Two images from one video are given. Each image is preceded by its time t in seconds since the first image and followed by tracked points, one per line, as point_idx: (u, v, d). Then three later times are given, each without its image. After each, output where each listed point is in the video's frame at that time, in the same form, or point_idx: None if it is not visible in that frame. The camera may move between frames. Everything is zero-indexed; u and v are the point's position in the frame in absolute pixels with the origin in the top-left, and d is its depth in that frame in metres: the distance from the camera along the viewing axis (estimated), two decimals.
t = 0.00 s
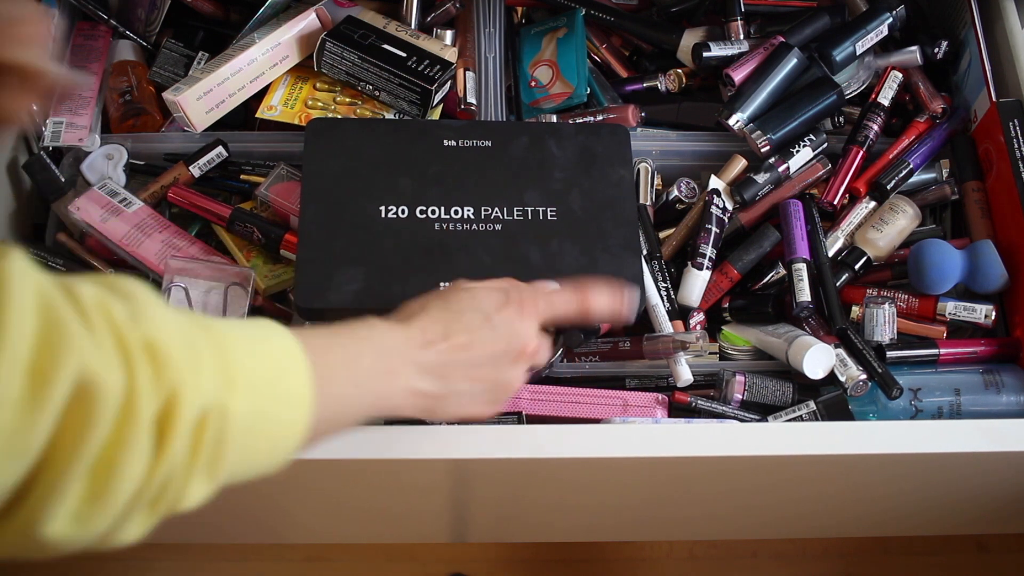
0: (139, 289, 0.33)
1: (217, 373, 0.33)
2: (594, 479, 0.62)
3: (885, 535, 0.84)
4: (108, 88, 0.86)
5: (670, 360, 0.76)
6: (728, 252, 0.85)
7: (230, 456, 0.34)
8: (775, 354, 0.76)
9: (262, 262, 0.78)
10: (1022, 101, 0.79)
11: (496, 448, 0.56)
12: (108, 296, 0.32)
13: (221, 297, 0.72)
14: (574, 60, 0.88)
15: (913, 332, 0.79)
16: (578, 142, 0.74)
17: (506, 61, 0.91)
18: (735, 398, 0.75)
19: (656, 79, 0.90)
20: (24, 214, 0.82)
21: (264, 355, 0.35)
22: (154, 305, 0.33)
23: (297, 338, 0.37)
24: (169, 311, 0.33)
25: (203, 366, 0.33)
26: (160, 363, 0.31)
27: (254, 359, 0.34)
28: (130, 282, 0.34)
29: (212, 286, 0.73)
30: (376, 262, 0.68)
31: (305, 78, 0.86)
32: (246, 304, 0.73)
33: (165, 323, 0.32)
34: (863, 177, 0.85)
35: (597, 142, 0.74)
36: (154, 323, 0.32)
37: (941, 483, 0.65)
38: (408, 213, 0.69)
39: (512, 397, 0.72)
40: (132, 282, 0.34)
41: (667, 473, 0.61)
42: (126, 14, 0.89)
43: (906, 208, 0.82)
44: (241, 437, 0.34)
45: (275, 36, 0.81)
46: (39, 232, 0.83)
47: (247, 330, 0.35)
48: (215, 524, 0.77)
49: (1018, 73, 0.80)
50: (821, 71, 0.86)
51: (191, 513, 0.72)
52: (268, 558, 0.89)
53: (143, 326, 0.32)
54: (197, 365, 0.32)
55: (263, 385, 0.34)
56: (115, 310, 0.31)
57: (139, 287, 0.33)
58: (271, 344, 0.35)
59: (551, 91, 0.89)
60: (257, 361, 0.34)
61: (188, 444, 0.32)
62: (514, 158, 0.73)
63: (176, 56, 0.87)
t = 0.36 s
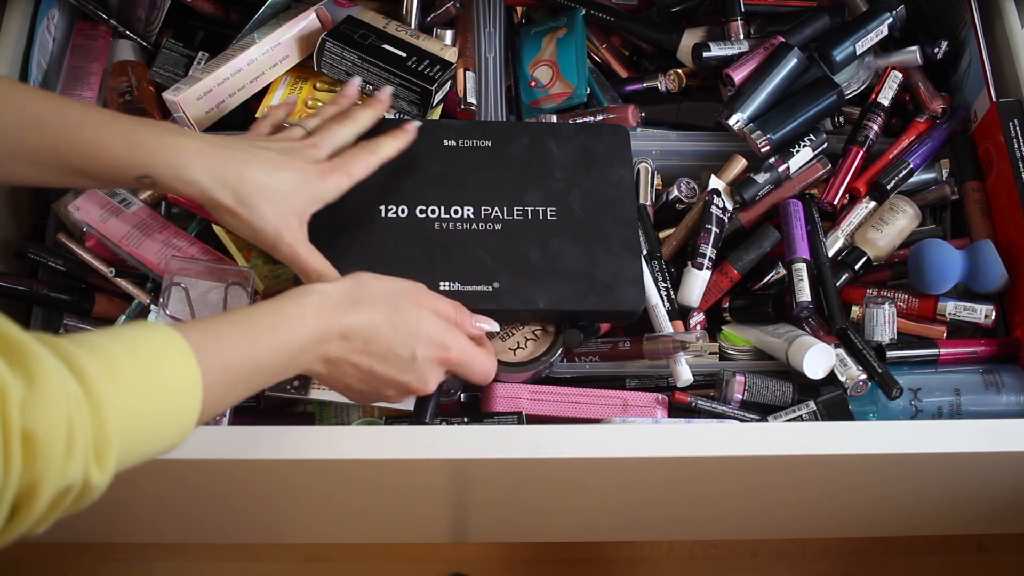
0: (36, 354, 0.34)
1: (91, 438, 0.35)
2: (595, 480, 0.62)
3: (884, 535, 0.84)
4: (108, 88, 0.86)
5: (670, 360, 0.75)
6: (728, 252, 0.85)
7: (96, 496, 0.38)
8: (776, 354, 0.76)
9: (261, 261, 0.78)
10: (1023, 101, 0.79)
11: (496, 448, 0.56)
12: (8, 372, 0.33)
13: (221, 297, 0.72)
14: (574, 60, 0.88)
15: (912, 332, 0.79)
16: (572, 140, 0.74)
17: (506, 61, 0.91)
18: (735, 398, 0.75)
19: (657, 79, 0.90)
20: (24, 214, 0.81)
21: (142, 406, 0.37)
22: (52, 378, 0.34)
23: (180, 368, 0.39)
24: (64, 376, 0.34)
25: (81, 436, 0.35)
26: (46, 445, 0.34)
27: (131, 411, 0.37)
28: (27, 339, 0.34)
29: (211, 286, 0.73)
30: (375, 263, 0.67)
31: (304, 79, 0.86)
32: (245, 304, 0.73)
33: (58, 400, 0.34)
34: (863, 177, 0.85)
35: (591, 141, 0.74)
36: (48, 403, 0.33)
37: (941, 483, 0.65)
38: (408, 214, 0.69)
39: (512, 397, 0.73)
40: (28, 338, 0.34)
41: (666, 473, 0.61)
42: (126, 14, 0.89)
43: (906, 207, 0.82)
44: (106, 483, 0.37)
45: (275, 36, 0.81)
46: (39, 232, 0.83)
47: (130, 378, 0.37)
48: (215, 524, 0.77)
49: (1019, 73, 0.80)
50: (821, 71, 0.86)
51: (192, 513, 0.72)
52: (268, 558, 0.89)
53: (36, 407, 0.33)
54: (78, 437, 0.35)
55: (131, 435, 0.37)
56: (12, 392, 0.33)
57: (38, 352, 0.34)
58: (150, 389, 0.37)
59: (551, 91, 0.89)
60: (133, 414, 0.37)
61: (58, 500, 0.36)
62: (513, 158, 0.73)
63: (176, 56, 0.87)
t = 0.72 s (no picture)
0: (26, 410, 0.36)
1: (62, 490, 0.38)
2: (594, 480, 0.62)
3: (884, 535, 0.84)
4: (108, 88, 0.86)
5: (669, 360, 0.75)
6: (728, 252, 0.85)
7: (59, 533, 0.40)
8: (775, 354, 0.76)
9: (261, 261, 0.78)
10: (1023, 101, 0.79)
11: (496, 447, 0.56)
12: None
13: (221, 297, 0.72)
14: (574, 60, 0.88)
15: (912, 332, 0.79)
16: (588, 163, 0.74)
17: (507, 61, 0.92)
18: (735, 398, 0.75)
19: (656, 79, 0.90)
20: (24, 214, 0.81)
21: (114, 458, 0.40)
22: (37, 435, 0.36)
23: (159, 420, 0.41)
24: (48, 432, 0.37)
25: (51, 490, 0.37)
26: (17, 497, 0.36)
27: (104, 462, 0.39)
28: (20, 392, 0.36)
29: (211, 286, 0.73)
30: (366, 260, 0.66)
31: (304, 79, 0.86)
32: (245, 304, 0.72)
33: (38, 456, 0.36)
34: (863, 177, 0.85)
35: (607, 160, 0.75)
36: (28, 459, 0.36)
37: (941, 483, 0.65)
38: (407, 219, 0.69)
39: (512, 397, 0.73)
40: (21, 392, 0.36)
41: (666, 473, 0.61)
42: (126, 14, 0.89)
43: (906, 207, 0.82)
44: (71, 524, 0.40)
45: (275, 36, 0.81)
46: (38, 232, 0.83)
47: (109, 431, 0.39)
48: (215, 524, 0.77)
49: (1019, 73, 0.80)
50: (821, 72, 0.86)
51: (192, 512, 0.72)
52: (267, 557, 0.89)
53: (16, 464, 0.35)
54: (50, 490, 0.37)
55: (99, 482, 0.40)
56: None
57: (28, 408, 0.36)
58: (126, 443, 0.40)
59: (552, 91, 0.89)
60: (105, 465, 0.39)
61: (22, 538, 0.38)
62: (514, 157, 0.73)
63: (176, 56, 0.87)
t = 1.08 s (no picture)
0: (33, 407, 0.36)
1: (64, 487, 0.38)
2: (593, 480, 0.62)
3: (883, 535, 0.85)
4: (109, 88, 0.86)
5: (669, 360, 0.75)
6: (728, 252, 0.85)
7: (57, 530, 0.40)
8: (775, 354, 0.76)
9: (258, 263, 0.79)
10: (1023, 101, 0.79)
11: (496, 448, 0.56)
12: (5, 424, 0.35)
13: (221, 298, 0.72)
14: (574, 60, 0.88)
15: (912, 332, 0.79)
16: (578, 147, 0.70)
17: (506, 61, 0.92)
18: (735, 398, 0.75)
19: (656, 79, 0.90)
20: (25, 214, 0.82)
21: (117, 455, 0.39)
22: (44, 432, 0.36)
23: (163, 418, 0.41)
24: (53, 429, 0.37)
25: (54, 489, 0.37)
26: (21, 496, 0.36)
27: (108, 460, 0.39)
28: (26, 388, 0.36)
29: (211, 286, 0.73)
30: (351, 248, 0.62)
31: (304, 81, 0.86)
32: (244, 305, 0.73)
33: (45, 453, 0.36)
34: (863, 177, 0.85)
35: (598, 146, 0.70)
36: (35, 457, 0.36)
37: (941, 483, 0.65)
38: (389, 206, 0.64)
39: (512, 397, 0.73)
40: (28, 388, 0.36)
41: (666, 473, 0.61)
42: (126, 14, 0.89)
43: (906, 207, 0.82)
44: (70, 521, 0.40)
45: (275, 37, 0.81)
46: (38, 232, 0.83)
47: (113, 429, 0.39)
48: (215, 524, 0.77)
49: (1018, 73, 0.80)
50: (821, 72, 0.85)
51: (192, 513, 0.72)
52: (267, 557, 0.89)
53: (23, 460, 0.35)
54: (54, 487, 0.37)
55: (101, 479, 0.40)
56: (5, 444, 0.35)
57: (35, 405, 0.36)
58: (132, 443, 0.40)
59: (551, 91, 0.89)
60: (108, 462, 0.39)
61: (21, 535, 0.38)
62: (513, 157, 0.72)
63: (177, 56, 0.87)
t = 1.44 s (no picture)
0: (32, 386, 0.36)
1: (66, 467, 0.38)
2: (593, 480, 0.62)
3: (883, 535, 0.84)
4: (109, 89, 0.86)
5: (669, 360, 0.75)
6: (728, 252, 0.85)
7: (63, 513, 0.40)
8: (775, 354, 0.76)
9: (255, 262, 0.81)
10: (1023, 101, 0.79)
11: (495, 448, 0.56)
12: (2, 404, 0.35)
13: (188, 298, 0.73)
14: (574, 60, 0.88)
15: (912, 332, 0.79)
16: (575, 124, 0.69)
17: (507, 61, 0.92)
18: (735, 398, 0.75)
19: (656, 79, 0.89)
20: (25, 214, 0.82)
21: (118, 436, 0.40)
22: (43, 411, 0.36)
23: (165, 400, 0.41)
24: (53, 408, 0.37)
25: (56, 470, 0.37)
26: (22, 476, 0.36)
27: (109, 440, 0.39)
28: (25, 368, 0.36)
29: (178, 288, 0.73)
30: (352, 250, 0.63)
31: (304, 81, 0.86)
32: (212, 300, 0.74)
33: (45, 431, 0.36)
34: (863, 177, 0.85)
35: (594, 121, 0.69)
36: (35, 436, 0.36)
37: (942, 483, 0.65)
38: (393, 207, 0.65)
39: (512, 397, 0.73)
40: (27, 368, 0.36)
41: (666, 473, 0.61)
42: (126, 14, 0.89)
43: (906, 207, 0.82)
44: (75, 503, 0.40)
45: (275, 37, 0.82)
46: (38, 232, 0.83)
47: (113, 410, 0.39)
48: (215, 524, 0.77)
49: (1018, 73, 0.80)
50: (821, 72, 0.85)
51: (191, 513, 0.72)
52: (267, 557, 0.89)
53: (23, 438, 0.36)
54: (55, 467, 0.37)
55: (103, 460, 0.40)
56: (4, 422, 0.35)
57: (34, 385, 0.36)
58: (132, 425, 0.40)
59: (551, 91, 0.88)
60: (109, 443, 0.39)
61: (26, 516, 0.39)
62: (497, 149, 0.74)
63: (176, 56, 0.87)
